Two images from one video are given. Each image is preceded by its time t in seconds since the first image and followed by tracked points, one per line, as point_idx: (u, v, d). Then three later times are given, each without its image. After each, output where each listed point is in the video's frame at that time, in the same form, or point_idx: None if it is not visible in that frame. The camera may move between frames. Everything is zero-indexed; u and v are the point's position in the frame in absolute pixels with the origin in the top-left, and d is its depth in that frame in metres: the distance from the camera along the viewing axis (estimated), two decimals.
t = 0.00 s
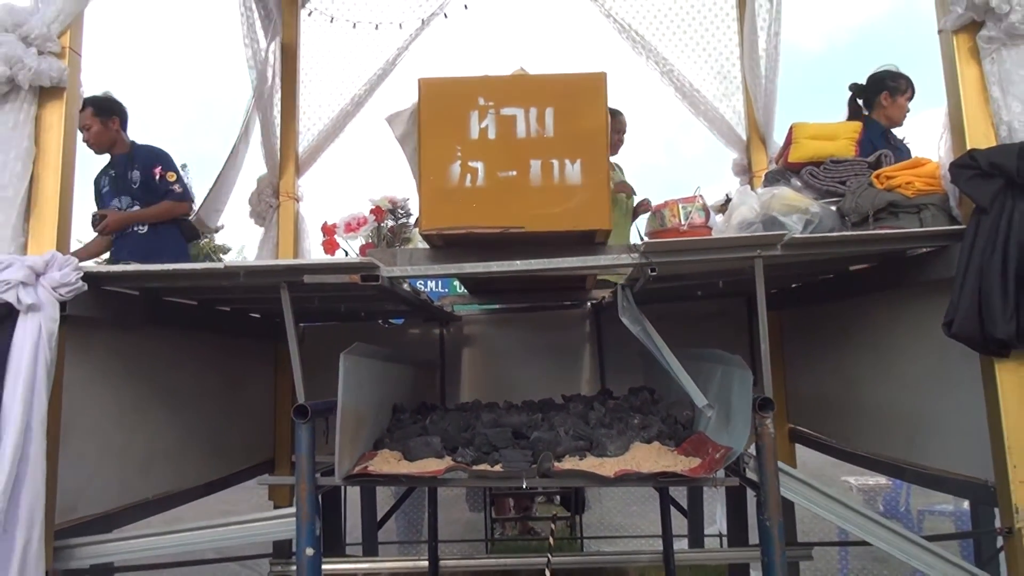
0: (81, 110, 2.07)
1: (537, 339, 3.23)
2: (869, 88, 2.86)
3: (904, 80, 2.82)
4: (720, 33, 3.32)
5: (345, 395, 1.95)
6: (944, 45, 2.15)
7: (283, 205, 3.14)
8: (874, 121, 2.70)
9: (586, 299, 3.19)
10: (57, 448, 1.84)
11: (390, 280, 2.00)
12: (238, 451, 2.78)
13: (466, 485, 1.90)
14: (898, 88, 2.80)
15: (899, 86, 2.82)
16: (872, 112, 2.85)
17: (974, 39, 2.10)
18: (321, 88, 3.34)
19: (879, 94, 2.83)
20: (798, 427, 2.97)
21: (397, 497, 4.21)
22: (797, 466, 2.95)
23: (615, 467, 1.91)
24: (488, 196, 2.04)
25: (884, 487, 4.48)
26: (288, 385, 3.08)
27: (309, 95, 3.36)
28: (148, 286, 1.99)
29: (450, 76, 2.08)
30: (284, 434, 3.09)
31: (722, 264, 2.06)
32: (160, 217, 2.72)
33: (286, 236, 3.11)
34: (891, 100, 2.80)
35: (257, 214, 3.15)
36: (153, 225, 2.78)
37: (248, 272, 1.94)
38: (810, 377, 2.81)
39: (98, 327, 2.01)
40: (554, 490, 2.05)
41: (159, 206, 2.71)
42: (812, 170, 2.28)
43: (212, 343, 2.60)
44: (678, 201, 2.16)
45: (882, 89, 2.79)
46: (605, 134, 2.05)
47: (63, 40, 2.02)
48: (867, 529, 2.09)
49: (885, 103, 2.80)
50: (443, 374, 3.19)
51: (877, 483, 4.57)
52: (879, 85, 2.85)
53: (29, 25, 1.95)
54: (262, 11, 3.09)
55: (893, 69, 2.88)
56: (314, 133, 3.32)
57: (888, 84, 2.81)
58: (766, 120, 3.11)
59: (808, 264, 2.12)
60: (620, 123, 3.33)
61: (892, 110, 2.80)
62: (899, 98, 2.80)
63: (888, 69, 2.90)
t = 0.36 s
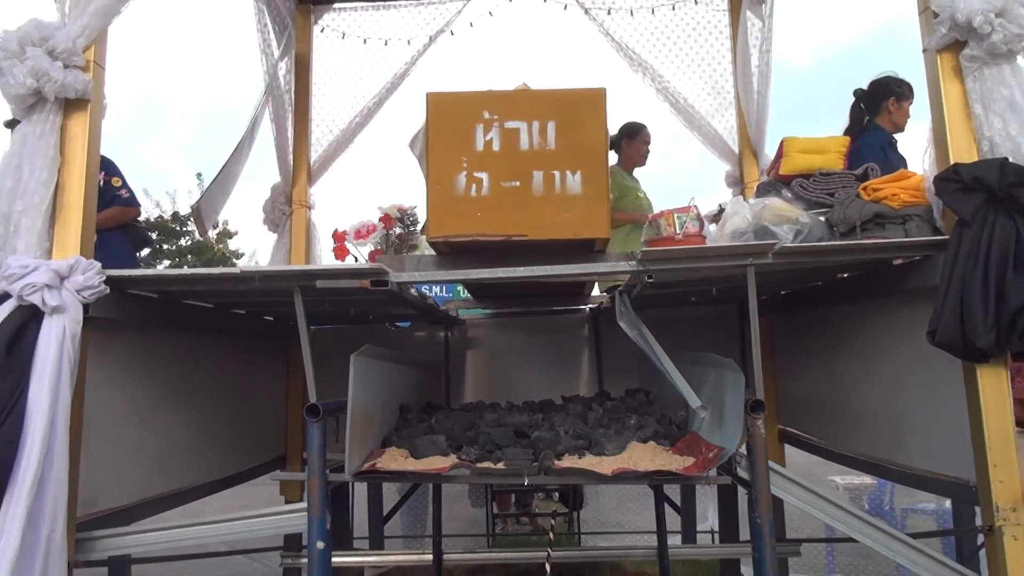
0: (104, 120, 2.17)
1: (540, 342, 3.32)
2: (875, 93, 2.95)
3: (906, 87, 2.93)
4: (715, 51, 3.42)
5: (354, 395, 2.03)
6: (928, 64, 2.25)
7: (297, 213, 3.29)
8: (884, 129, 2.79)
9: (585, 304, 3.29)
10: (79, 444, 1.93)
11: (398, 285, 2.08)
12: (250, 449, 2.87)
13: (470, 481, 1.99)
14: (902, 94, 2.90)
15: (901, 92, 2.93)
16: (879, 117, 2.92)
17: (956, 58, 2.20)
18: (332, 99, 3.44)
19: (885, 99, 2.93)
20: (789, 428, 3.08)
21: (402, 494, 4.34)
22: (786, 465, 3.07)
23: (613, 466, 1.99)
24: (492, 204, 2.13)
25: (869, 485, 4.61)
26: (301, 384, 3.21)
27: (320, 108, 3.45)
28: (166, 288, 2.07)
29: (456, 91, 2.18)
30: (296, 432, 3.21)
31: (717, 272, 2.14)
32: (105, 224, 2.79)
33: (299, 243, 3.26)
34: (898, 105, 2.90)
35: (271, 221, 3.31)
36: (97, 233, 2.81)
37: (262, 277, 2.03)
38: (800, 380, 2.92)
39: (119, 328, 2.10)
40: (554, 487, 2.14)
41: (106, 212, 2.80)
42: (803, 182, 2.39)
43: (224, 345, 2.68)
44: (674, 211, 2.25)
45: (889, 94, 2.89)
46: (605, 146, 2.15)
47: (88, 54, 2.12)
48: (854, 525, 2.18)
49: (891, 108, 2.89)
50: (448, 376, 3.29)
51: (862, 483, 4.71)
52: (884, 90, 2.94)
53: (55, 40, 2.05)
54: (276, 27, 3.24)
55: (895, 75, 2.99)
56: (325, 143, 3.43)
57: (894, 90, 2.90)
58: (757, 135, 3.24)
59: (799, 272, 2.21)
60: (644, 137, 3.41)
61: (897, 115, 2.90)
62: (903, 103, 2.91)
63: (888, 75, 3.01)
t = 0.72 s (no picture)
0: (124, 131, 2.27)
1: (541, 345, 3.42)
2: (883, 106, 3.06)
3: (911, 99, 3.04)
4: (708, 67, 3.54)
5: (363, 394, 2.12)
6: (914, 81, 2.26)
7: (308, 220, 3.40)
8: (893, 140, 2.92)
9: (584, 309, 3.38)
10: (99, 440, 2.02)
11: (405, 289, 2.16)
12: (260, 446, 2.97)
13: (473, 478, 2.07)
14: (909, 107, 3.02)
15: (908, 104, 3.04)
16: (886, 129, 3.04)
17: (940, 75, 2.22)
18: (342, 112, 3.57)
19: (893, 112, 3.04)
20: (780, 429, 3.19)
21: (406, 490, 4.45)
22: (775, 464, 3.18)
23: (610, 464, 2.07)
24: (495, 213, 2.23)
25: (855, 484, 4.74)
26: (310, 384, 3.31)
27: (331, 120, 3.58)
28: (182, 292, 2.16)
29: (461, 105, 2.29)
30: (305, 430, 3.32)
31: (710, 279, 2.23)
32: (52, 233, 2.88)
33: (309, 248, 3.37)
34: (905, 117, 3.02)
35: (284, 228, 3.41)
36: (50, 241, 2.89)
37: (274, 282, 2.11)
38: (790, 383, 3.03)
39: (136, 330, 2.19)
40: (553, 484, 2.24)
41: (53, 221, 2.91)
42: (792, 194, 2.50)
43: (235, 346, 2.77)
44: (670, 220, 2.35)
45: (897, 107, 3.01)
46: (603, 158, 2.25)
47: (110, 69, 2.22)
48: (841, 522, 2.27)
49: (899, 120, 3.01)
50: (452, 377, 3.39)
51: (847, 481, 4.83)
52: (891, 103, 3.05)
53: (79, 55, 2.15)
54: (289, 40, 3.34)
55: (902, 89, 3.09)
56: (335, 154, 3.55)
57: (902, 104, 3.02)
58: (748, 147, 3.33)
59: (789, 279, 2.31)
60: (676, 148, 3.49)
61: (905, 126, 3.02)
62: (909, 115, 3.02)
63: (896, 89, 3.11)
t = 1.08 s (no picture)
0: (137, 138, 2.34)
1: (541, 347, 3.48)
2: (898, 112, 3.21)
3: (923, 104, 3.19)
4: (706, 78, 3.62)
5: (368, 395, 2.17)
6: (903, 92, 2.31)
7: (315, 225, 3.47)
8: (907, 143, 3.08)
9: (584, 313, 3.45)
10: (111, 439, 2.07)
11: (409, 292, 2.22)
12: (267, 445, 3.03)
13: (476, 476, 2.13)
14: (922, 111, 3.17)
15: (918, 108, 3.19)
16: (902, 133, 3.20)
17: (929, 86, 2.27)
18: (349, 120, 3.65)
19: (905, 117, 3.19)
20: (774, 430, 3.26)
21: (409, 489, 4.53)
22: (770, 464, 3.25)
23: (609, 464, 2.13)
24: (498, 219, 2.30)
25: (848, 484, 4.80)
26: (318, 386, 3.39)
27: (337, 129, 3.64)
28: (191, 294, 2.22)
29: (465, 114, 2.36)
30: (311, 430, 3.39)
31: (706, 283, 2.29)
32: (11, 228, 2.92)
33: (317, 253, 3.44)
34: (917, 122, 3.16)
35: (291, 233, 3.50)
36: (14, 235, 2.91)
37: (282, 285, 2.17)
38: (786, 386, 3.10)
39: (149, 331, 2.26)
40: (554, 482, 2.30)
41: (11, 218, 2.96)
42: (787, 202, 2.58)
43: (243, 347, 2.83)
44: (667, 227, 2.43)
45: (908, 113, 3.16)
46: (603, 166, 2.32)
47: (124, 78, 2.29)
48: (834, 521, 2.32)
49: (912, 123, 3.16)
50: (455, 379, 3.46)
51: (840, 481, 4.90)
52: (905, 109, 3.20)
53: (95, 66, 2.22)
54: (296, 51, 3.42)
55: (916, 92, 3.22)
56: (343, 161, 3.63)
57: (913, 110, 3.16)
58: (744, 156, 3.40)
59: (783, 283, 2.38)
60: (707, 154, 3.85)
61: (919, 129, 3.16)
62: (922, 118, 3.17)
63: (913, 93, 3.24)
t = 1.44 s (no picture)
0: (140, 141, 2.35)
1: (543, 350, 3.49)
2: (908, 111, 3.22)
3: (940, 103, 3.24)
4: (707, 82, 3.62)
5: (369, 398, 2.17)
6: (904, 96, 2.33)
7: (317, 228, 3.47)
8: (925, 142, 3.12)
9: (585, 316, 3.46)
10: (111, 442, 2.07)
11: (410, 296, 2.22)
12: (269, 446, 3.04)
13: (477, 479, 2.12)
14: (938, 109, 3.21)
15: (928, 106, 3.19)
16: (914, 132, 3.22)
17: (929, 91, 2.28)
18: (351, 124, 3.66)
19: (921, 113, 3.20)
20: (774, 433, 3.26)
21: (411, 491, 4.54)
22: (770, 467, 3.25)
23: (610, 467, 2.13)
24: (499, 223, 2.30)
25: (850, 488, 4.81)
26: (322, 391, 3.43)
27: (339, 133, 3.65)
28: (192, 297, 2.22)
29: (467, 118, 2.36)
30: (313, 432, 3.39)
31: (706, 287, 2.29)
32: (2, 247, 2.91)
33: (319, 256, 3.43)
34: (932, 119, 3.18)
35: (292, 237, 3.40)
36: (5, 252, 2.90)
37: (284, 288, 2.17)
38: (787, 390, 3.10)
39: (150, 333, 2.26)
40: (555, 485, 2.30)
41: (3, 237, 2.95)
42: (787, 206, 2.59)
43: (244, 350, 2.84)
44: (668, 231, 2.47)
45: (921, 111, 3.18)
46: (604, 170, 2.32)
47: (127, 81, 2.30)
48: (835, 525, 2.31)
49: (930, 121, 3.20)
50: (457, 382, 3.46)
51: (842, 485, 4.90)
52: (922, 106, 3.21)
53: (98, 69, 2.23)
54: (298, 56, 3.43)
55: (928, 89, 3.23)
56: (345, 164, 3.63)
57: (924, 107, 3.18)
58: (745, 159, 3.40)
59: (783, 287, 2.38)
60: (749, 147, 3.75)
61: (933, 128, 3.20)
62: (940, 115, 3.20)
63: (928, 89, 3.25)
